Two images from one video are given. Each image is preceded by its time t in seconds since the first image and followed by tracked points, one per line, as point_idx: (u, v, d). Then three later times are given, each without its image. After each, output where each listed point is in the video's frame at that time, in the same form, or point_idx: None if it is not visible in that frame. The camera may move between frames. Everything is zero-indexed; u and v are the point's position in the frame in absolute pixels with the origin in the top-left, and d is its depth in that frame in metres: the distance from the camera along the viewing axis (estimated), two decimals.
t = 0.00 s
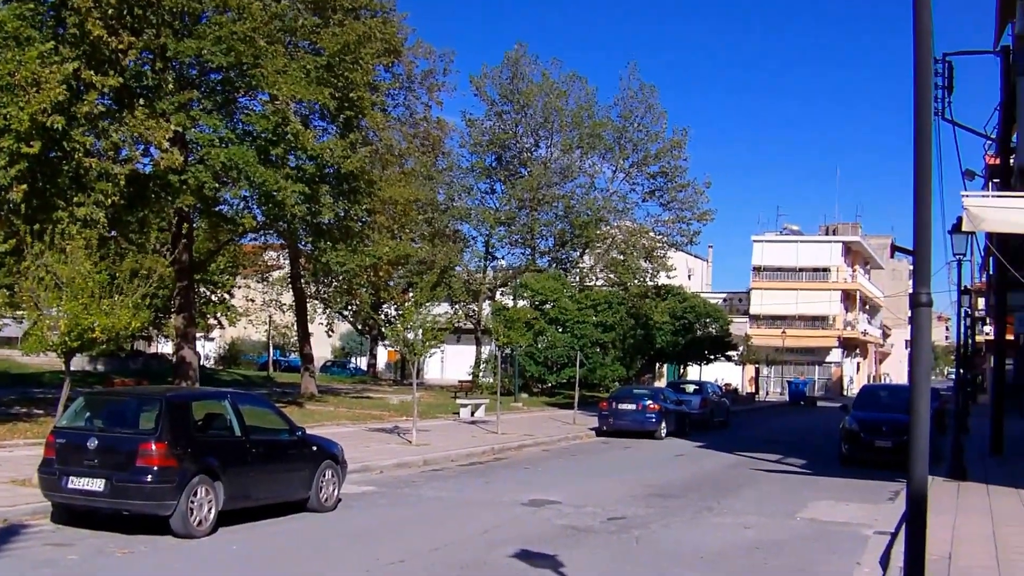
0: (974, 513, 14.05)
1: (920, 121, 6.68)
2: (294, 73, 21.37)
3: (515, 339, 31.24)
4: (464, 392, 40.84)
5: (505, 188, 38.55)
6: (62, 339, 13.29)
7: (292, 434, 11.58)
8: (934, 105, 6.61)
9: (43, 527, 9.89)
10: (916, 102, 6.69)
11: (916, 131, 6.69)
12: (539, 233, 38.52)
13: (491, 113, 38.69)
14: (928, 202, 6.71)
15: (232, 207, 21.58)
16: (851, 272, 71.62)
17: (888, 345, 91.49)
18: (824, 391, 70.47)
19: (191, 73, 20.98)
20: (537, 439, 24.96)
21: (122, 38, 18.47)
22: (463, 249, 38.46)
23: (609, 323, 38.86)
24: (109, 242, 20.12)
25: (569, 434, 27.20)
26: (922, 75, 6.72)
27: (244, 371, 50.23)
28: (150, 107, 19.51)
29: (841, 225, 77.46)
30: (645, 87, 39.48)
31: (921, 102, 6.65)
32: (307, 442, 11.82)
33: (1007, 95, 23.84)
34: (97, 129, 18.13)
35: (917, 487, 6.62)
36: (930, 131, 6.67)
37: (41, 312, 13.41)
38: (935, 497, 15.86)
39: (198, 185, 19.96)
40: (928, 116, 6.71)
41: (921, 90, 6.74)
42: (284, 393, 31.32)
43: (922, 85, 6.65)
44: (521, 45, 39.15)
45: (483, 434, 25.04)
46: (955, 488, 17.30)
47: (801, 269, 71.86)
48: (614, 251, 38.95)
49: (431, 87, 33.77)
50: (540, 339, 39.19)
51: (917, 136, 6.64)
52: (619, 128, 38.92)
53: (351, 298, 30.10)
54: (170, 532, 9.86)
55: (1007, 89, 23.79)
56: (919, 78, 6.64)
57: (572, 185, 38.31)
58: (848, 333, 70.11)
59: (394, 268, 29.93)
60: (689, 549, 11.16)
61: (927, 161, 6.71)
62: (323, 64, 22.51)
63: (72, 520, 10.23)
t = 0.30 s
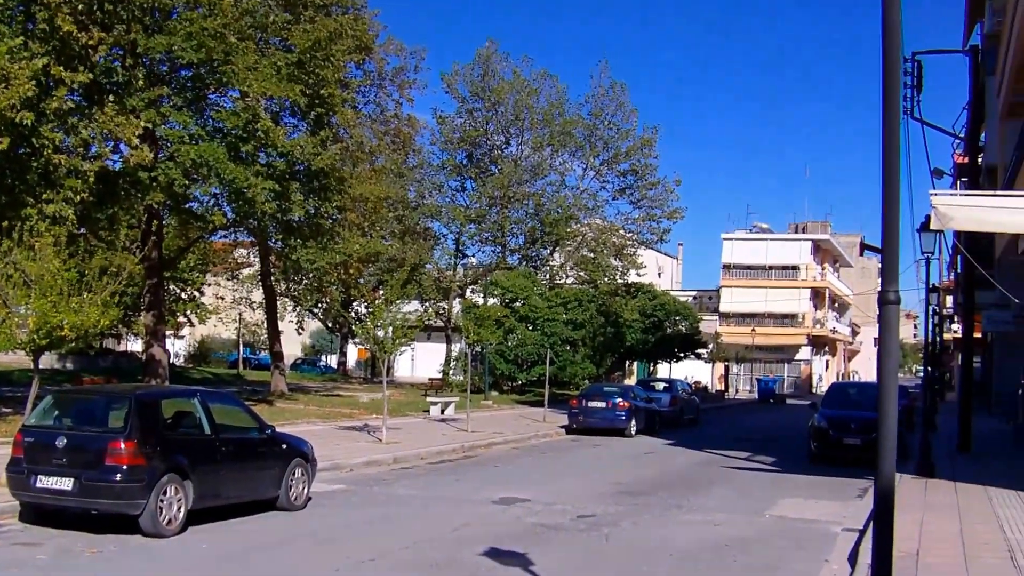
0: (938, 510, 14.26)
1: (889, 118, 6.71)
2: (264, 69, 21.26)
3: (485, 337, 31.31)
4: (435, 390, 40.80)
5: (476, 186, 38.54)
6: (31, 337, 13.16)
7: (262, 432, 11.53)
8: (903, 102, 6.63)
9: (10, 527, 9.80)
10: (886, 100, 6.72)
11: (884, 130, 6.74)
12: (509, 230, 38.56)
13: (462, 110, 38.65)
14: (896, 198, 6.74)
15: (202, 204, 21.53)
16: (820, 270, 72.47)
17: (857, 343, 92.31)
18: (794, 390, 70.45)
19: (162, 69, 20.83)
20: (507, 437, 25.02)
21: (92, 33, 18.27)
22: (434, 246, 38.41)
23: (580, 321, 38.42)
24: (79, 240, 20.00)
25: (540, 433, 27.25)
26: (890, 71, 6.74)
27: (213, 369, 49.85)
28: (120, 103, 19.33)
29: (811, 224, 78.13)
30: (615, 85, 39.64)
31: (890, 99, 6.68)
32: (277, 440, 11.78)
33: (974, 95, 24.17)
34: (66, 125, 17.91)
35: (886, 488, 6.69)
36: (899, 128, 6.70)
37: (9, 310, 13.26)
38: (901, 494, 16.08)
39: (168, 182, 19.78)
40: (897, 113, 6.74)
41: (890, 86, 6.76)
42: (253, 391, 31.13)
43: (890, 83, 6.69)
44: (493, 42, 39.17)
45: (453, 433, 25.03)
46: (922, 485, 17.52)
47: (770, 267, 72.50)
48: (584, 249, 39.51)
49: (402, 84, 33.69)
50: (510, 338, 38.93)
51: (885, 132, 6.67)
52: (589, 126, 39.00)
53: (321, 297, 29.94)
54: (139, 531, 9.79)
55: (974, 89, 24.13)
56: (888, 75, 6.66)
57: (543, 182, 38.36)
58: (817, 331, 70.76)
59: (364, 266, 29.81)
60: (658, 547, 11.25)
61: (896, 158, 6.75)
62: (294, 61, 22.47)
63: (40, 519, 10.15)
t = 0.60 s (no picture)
0: (906, 508, 14.47)
1: (859, 121, 6.80)
2: (237, 67, 21.15)
3: (457, 335, 31.39)
4: (407, 388, 40.76)
5: (449, 184, 38.54)
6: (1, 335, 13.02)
7: (234, 430, 11.50)
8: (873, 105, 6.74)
9: None
10: (857, 101, 6.82)
11: (854, 133, 6.84)
12: (482, 229, 38.62)
13: (435, 109, 38.63)
14: (867, 200, 6.85)
15: (174, 202, 21.41)
16: (791, 269, 73.08)
17: (829, 342, 93.06)
18: (765, 388, 70.95)
19: (134, 66, 20.67)
20: (480, 435, 25.05)
21: (64, 30, 18.17)
22: (407, 244, 38.37)
23: (552, 319, 38.42)
24: (50, 237, 19.87)
25: (513, 431, 27.32)
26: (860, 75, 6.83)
27: (185, 367, 49.48)
28: (92, 101, 19.18)
29: (783, 222, 78.69)
30: (589, 84, 39.75)
31: (862, 103, 6.79)
32: (249, 438, 11.75)
33: (945, 95, 24.48)
34: (37, 122, 17.75)
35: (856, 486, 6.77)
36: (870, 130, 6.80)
37: None
38: (871, 492, 16.29)
39: (140, 180, 19.61)
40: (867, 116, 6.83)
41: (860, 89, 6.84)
42: (225, 390, 30.96)
43: (861, 86, 6.80)
44: (466, 40, 39.16)
45: (426, 431, 25.02)
46: (892, 482, 17.77)
47: (742, 266, 73.01)
48: (557, 247, 39.68)
49: (375, 82, 33.62)
50: (483, 336, 39.19)
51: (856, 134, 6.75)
52: (562, 125, 39.06)
53: (294, 295, 29.81)
54: (110, 530, 9.74)
55: (945, 88, 24.43)
56: (859, 77, 6.75)
57: (516, 181, 38.44)
58: (789, 329, 71.30)
59: (337, 264, 29.73)
60: (630, 544, 11.35)
61: (866, 159, 6.83)
62: (267, 59, 22.33)
63: (10, 518, 10.08)
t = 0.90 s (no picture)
0: (880, 506, 14.64)
1: (833, 123, 6.92)
2: (213, 65, 21.04)
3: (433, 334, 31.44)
4: (383, 387, 40.71)
5: (425, 183, 38.53)
6: None
7: (208, 429, 11.47)
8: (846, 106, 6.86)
9: None
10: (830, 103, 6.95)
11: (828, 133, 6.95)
12: (458, 228, 38.65)
13: (410, 107, 38.59)
14: (840, 201, 6.98)
15: (149, 200, 21.26)
16: (766, 269, 73.59)
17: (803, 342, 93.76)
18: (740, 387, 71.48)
19: (109, 64, 20.57)
20: (455, 434, 25.08)
21: (37, 27, 18.19)
22: (383, 243, 38.32)
23: (527, 318, 38.78)
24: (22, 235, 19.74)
25: (489, 430, 27.33)
26: (833, 77, 6.94)
27: (158, 366, 49.15)
28: (66, 98, 19.05)
29: (758, 222, 79.20)
30: (565, 83, 39.81)
31: (835, 105, 6.91)
32: (223, 437, 11.72)
33: (919, 96, 24.74)
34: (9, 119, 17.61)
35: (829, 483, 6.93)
36: (842, 130, 6.92)
37: None
38: (845, 490, 16.47)
39: (115, 178, 19.47)
40: (840, 117, 6.95)
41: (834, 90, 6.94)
42: (200, 388, 30.82)
43: (834, 86, 6.89)
44: (442, 39, 39.15)
45: (401, 430, 25.01)
46: (865, 481, 17.94)
47: (717, 265, 73.42)
48: (532, 246, 39.48)
49: (351, 81, 33.54)
50: (459, 335, 39.48)
51: (828, 135, 6.86)
52: (538, 124, 39.09)
53: (269, 294, 29.70)
54: (83, 530, 9.69)
55: (919, 89, 24.69)
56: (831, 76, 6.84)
57: (491, 180, 38.49)
58: (763, 329, 71.79)
59: (312, 263, 29.64)
60: (606, 543, 11.41)
61: (839, 161, 6.96)
62: (242, 57, 22.17)
63: None
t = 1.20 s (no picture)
0: (856, 505, 14.80)
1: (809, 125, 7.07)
2: (190, 64, 20.96)
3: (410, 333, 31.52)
4: (361, 387, 40.65)
5: (403, 182, 38.49)
6: None
7: (186, 429, 11.44)
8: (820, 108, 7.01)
9: None
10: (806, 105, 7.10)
11: (804, 139, 7.11)
12: (436, 227, 38.66)
13: (389, 107, 38.53)
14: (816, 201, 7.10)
15: (126, 199, 21.22)
16: (744, 269, 74.00)
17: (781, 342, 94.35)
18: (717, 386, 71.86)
19: (85, 62, 20.45)
20: (434, 434, 25.09)
21: (12, 26, 18.07)
22: (361, 242, 38.20)
23: (505, 318, 38.60)
24: None
25: (467, 430, 27.38)
26: (809, 77, 7.08)
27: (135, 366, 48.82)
28: (42, 96, 18.98)
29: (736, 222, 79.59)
30: (543, 83, 39.87)
31: (810, 107, 7.06)
32: (200, 437, 11.69)
33: (896, 96, 25.00)
34: None
35: (804, 483, 7.05)
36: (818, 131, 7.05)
37: None
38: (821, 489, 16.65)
39: (92, 176, 19.48)
40: (816, 117, 7.08)
41: (809, 95, 7.08)
42: (178, 388, 30.66)
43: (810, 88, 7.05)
44: (420, 39, 39.13)
45: (379, 430, 24.99)
46: (841, 481, 18.10)
47: (695, 265, 73.79)
48: (510, 246, 39.47)
49: (329, 80, 33.44)
50: (437, 334, 39.39)
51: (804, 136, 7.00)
52: (517, 124, 39.12)
53: (247, 293, 29.54)
54: (59, 530, 9.66)
55: (896, 90, 24.95)
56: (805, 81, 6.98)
57: (469, 180, 38.50)
58: (740, 329, 72.20)
59: (290, 262, 29.53)
60: (583, 542, 11.48)
61: (813, 160, 7.09)
62: (220, 56, 22.05)
63: None
